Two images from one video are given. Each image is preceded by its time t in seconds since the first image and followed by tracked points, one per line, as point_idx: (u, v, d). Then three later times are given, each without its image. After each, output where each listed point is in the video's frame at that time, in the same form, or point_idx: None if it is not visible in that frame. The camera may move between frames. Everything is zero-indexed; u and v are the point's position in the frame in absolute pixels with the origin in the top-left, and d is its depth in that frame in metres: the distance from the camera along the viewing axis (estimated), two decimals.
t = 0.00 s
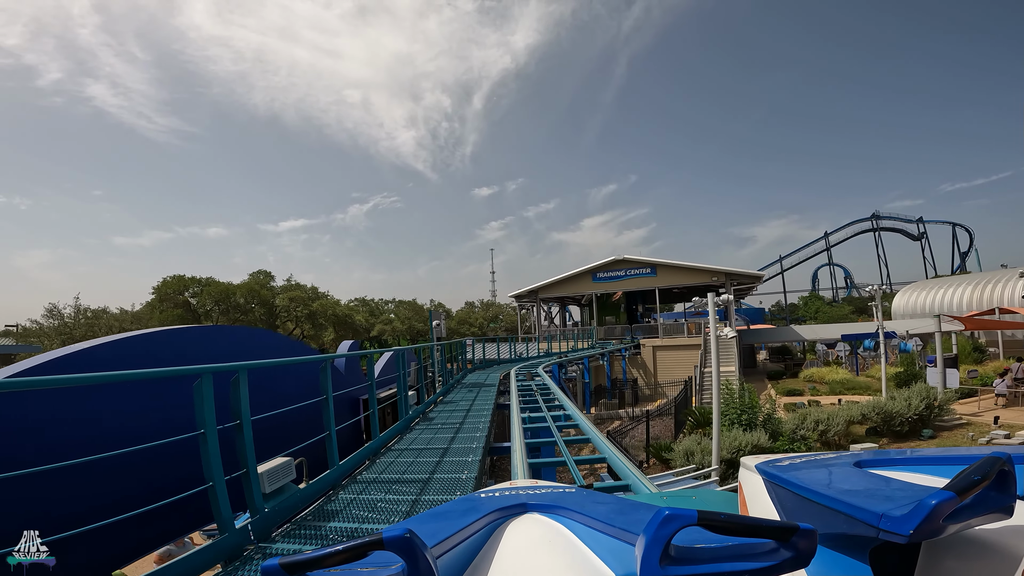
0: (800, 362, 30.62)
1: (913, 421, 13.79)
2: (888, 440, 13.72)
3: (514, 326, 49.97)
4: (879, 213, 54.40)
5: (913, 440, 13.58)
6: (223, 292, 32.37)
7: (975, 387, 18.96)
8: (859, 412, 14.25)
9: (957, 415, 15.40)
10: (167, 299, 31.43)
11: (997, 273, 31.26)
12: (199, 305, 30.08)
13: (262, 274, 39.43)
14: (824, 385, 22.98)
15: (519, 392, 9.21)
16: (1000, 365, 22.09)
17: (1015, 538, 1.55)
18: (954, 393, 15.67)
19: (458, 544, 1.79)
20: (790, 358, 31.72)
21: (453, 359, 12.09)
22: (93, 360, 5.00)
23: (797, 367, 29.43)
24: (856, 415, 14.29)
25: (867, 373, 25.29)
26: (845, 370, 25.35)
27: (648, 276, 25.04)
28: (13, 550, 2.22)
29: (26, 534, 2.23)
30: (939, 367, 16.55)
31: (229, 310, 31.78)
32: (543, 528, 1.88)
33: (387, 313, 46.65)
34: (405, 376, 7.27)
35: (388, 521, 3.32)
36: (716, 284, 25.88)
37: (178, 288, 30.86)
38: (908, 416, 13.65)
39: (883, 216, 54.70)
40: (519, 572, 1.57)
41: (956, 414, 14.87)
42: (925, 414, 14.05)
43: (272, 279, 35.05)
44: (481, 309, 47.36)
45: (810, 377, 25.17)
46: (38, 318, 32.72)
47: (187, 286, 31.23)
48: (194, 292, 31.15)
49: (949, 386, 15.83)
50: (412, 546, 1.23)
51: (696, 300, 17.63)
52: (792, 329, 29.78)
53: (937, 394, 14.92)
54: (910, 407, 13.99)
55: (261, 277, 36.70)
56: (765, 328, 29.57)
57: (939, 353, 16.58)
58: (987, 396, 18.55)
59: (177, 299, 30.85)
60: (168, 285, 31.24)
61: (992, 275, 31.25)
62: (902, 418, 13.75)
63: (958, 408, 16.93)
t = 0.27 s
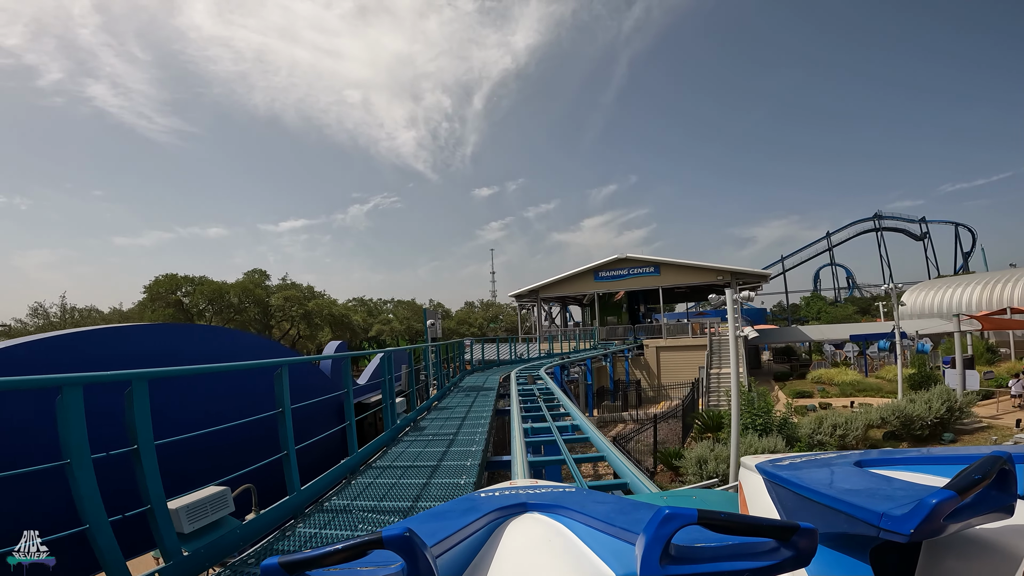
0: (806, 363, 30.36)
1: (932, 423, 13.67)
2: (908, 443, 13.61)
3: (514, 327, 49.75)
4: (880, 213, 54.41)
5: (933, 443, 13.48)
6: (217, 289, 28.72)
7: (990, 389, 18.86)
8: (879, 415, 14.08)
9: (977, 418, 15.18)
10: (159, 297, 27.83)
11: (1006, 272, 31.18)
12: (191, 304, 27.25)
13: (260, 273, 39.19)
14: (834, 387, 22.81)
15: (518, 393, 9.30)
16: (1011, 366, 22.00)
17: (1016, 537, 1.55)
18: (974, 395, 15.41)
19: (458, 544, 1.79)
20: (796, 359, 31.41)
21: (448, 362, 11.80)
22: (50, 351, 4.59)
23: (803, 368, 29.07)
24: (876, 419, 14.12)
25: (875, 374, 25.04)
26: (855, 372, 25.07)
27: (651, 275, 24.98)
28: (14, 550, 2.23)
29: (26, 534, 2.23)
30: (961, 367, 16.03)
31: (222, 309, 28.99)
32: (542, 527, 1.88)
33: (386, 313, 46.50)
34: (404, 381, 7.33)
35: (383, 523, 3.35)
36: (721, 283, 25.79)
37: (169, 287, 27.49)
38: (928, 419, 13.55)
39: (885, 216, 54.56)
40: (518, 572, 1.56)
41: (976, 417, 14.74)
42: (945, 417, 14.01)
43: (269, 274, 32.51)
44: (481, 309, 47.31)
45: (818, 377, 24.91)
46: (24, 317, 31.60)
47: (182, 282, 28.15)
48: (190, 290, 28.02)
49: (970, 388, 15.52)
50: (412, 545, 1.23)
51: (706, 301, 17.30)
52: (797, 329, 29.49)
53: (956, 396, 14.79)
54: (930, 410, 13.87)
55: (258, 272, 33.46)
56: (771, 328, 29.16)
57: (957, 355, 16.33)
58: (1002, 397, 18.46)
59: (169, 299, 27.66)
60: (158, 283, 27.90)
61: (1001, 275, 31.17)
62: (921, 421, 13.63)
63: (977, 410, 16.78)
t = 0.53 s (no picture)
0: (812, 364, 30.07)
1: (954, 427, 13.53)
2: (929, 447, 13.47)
3: (514, 327, 49.59)
4: (882, 212, 54.30)
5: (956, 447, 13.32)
6: (211, 289, 28.14)
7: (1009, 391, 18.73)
8: (899, 419, 13.70)
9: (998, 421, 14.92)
10: (150, 296, 27.11)
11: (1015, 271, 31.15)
12: (184, 303, 26.77)
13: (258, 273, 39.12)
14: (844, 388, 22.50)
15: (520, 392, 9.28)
16: None
17: (1018, 538, 1.54)
18: (995, 398, 15.08)
19: (458, 543, 1.79)
20: (801, 360, 31.14)
21: (446, 365, 11.64)
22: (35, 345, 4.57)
23: (810, 368, 28.67)
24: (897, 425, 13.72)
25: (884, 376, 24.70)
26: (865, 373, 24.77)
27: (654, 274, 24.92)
28: (11, 551, 2.24)
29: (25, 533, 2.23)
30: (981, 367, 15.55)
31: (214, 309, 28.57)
32: (541, 528, 1.88)
33: (385, 313, 46.41)
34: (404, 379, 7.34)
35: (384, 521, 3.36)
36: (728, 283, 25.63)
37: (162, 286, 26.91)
38: (948, 423, 13.42)
39: (887, 216, 54.41)
40: (517, 571, 1.56)
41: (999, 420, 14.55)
42: (967, 420, 13.82)
43: (262, 273, 32.09)
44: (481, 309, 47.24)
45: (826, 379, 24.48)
46: (14, 316, 31.27)
47: (175, 281, 27.63)
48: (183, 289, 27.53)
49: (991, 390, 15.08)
50: (411, 544, 1.22)
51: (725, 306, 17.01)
52: (803, 328, 29.10)
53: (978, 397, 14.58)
54: (952, 412, 13.70)
55: (251, 272, 32.96)
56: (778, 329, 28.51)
57: (975, 355, 16.02)
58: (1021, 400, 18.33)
59: (160, 298, 26.98)
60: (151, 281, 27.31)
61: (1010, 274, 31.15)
62: (942, 425, 13.48)
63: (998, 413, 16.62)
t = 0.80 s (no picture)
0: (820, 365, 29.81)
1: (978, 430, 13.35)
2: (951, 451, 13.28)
3: (514, 328, 49.48)
4: (884, 212, 54.13)
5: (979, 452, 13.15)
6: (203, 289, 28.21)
7: None
8: (920, 423, 13.32)
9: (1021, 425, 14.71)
10: (142, 296, 27.20)
11: None
12: (176, 302, 26.83)
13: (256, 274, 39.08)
14: (854, 390, 22.28)
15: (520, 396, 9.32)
16: None
17: (1015, 537, 1.55)
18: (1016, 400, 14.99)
19: (458, 542, 1.79)
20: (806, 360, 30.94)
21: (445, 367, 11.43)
22: (22, 341, 4.34)
23: (818, 369, 28.32)
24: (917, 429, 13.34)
25: (895, 377, 24.56)
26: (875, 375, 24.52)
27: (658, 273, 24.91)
28: (11, 550, 2.24)
29: (26, 533, 2.24)
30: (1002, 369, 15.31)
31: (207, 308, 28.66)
32: (541, 527, 1.88)
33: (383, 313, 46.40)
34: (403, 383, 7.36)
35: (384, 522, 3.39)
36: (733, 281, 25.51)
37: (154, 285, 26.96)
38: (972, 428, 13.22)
39: (889, 216, 54.21)
40: (518, 571, 1.56)
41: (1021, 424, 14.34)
42: (990, 424, 13.62)
43: (257, 272, 32.19)
44: (480, 310, 47.24)
45: (835, 381, 24.23)
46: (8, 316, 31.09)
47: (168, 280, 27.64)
48: (176, 288, 27.57)
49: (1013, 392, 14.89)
50: (410, 544, 1.23)
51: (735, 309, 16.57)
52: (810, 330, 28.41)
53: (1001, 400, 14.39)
54: (975, 417, 13.51)
55: (246, 272, 32.81)
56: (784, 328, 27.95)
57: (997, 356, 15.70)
58: None
59: (153, 298, 27.07)
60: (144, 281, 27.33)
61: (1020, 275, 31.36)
62: (965, 431, 13.31)
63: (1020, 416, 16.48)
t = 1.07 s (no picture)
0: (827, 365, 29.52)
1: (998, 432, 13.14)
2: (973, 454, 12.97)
3: (514, 328, 49.33)
4: (885, 212, 54.05)
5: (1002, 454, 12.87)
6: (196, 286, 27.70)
7: None
8: (942, 427, 12.65)
9: None
10: (133, 294, 26.51)
11: None
12: (168, 301, 26.24)
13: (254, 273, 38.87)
14: (863, 391, 21.99)
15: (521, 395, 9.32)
16: None
17: (1017, 537, 1.55)
18: None
19: (459, 543, 1.79)
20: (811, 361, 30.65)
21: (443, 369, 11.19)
22: (26, 341, 4.24)
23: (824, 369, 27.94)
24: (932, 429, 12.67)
25: (903, 377, 24.50)
26: (884, 376, 24.22)
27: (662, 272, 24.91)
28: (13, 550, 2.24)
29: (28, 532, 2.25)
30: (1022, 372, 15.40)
31: (201, 307, 28.11)
32: (541, 527, 1.88)
33: (382, 312, 46.28)
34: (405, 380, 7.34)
35: (387, 519, 3.39)
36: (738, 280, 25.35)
37: (146, 284, 26.34)
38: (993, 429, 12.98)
39: (891, 216, 54.14)
40: (520, 571, 1.56)
41: None
42: (1011, 427, 13.46)
43: (250, 271, 31.87)
44: (480, 310, 47.19)
45: (844, 381, 24.02)
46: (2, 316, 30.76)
47: (160, 279, 27.03)
48: (169, 287, 26.98)
49: None
50: (411, 543, 1.23)
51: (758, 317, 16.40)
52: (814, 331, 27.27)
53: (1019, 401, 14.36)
54: (995, 420, 13.32)
55: (240, 271, 32.44)
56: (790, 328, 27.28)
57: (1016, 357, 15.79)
58: None
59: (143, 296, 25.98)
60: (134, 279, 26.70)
61: None
62: (985, 434, 13.06)
63: None
